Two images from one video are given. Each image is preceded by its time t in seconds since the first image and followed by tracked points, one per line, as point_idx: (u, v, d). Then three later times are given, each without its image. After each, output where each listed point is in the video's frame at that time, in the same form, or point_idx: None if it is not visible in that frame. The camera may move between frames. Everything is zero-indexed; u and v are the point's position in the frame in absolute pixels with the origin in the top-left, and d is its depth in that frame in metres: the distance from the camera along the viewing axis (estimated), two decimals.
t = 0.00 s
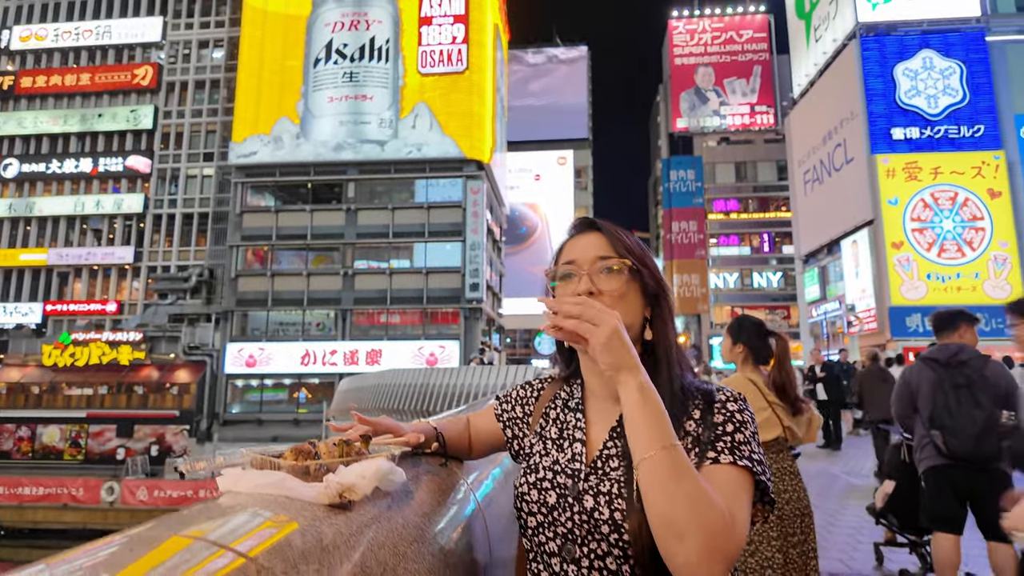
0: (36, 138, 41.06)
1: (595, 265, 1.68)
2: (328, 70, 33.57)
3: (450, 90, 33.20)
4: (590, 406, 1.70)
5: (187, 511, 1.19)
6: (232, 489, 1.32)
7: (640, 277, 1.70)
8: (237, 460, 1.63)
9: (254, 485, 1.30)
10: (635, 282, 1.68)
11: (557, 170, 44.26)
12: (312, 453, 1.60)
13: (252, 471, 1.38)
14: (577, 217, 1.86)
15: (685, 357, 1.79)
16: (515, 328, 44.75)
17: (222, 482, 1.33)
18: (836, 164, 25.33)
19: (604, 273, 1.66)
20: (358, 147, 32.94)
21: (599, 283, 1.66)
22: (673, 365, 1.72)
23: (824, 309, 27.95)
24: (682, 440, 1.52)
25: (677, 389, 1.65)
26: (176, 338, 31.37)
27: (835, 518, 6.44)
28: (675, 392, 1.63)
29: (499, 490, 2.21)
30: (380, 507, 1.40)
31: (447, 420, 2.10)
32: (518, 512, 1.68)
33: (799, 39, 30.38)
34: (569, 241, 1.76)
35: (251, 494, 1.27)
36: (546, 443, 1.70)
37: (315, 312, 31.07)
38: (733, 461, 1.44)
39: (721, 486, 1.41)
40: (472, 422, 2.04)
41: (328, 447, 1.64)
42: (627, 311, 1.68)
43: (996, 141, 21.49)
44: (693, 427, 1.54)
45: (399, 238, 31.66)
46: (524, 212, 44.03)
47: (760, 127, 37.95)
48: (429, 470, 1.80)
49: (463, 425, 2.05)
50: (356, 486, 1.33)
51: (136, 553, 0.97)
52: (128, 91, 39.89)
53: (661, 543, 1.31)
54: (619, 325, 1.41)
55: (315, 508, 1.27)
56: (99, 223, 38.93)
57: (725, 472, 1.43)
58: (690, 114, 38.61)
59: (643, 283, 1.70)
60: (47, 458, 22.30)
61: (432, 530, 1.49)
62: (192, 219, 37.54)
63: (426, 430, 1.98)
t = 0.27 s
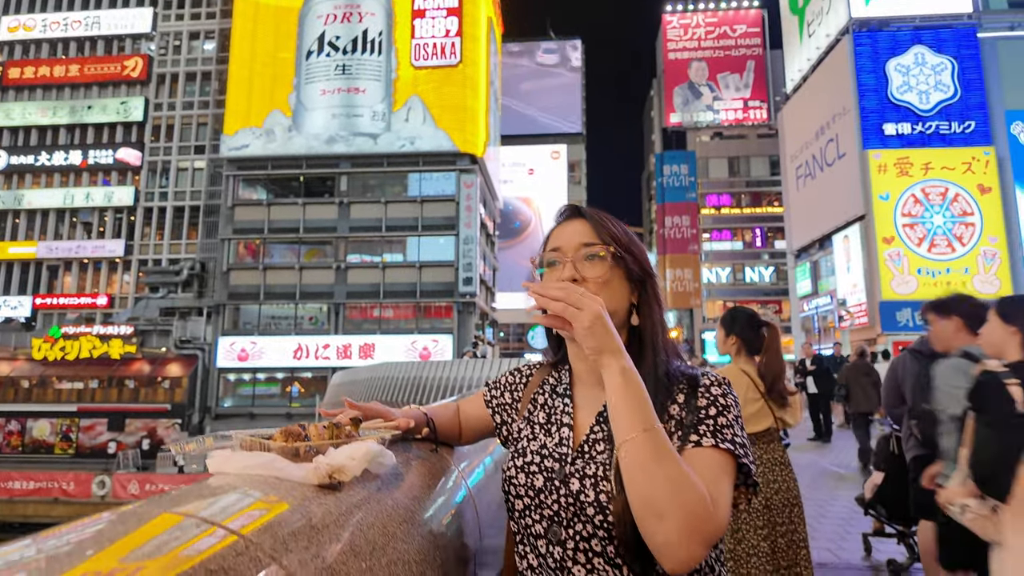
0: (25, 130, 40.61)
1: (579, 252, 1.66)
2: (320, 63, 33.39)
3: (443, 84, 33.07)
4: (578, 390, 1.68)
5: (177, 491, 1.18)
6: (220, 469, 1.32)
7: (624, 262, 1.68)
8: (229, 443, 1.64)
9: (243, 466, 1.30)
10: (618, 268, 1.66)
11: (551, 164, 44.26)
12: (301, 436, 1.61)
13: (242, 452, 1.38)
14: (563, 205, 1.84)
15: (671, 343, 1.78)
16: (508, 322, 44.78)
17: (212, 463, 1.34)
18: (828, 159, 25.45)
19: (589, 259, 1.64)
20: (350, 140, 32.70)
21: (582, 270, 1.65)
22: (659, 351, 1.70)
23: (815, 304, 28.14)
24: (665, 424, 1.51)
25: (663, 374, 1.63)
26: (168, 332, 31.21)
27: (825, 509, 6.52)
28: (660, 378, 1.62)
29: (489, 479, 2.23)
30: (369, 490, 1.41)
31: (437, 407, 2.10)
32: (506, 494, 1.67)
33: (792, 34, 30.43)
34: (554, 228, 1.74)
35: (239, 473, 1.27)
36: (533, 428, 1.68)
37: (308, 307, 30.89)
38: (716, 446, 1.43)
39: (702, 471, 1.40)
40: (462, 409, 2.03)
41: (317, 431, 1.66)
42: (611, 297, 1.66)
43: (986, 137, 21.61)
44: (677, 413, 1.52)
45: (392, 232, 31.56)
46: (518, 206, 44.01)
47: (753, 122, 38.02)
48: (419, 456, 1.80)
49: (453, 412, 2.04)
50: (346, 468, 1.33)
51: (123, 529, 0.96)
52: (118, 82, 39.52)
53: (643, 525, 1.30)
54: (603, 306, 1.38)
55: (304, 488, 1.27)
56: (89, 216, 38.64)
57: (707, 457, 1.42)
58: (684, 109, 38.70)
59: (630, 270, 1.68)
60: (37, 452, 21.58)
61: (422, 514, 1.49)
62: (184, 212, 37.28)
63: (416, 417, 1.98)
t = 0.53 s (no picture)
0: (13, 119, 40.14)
1: (563, 234, 1.63)
2: (313, 52, 33.16)
3: (436, 75, 32.89)
4: (567, 372, 1.65)
5: (168, 469, 1.18)
6: (210, 449, 1.32)
7: (608, 244, 1.65)
8: (219, 424, 1.64)
9: (234, 445, 1.30)
10: (602, 250, 1.63)
11: (544, 155, 44.22)
12: (292, 417, 1.64)
13: (232, 432, 1.38)
14: (550, 189, 1.80)
15: (660, 323, 1.75)
16: (502, 314, 44.85)
17: (202, 443, 1.33)
18: (821, 152, 25.52)
19: (569, 242, 1.62)
20: (342, 131, 32.56)
21: (565, 252, 1.61)
22: (648, 330, 1.67)
23: (807, 296, 28.30)
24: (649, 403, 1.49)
25: (649, 353, 1.61)
26: (159, 324, 31.08)
27: (814, 497, 6.61)
28: (646, 356, 1.59)
29: (480, 465, 2.23)
30: (360, 468, 1.40)
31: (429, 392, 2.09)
32: (494, 476, 1.65)
33: (786, 26, 30.40)
34: (542, 212, 1.71)
35: (230, 453, 1.28)
36: (521, 409, 1.66)
37: (301, 299, 30.88)
38: (701, 423, 1.40)
39: (687, 447, 1.38)
40: (452, 393, 2.02)
41: (308, 412, 1.67)
42: (597, 279, 1.64)
43: (977, 131, 21.70)
44: (663, 392, 1.50)
45: (385, 224, 31.53)
46: (512, 198, 43.95)
47: (747, 115, 37.96)
48: (410, 438, 1.79)
49: (444, 395, 2.03)
50: (337, 447, 1.33)
51: (113, 505, 0.96)
52: (106, 71, 39.20)
53: (629, 502, 1.28)
54: (585, 289, 1.37)
55: (295, 467, 1.27)
56: (79, 206, 38.34)
57: (691, 434, 1.39)
58: (678, 101, 38.80)
59: (614, 251, 1.65)
60: (28, 444, 22.00)
61: (410, 498, 1.47)
62: (175, 203, 36.97)
63: (407, 401, 1.97)
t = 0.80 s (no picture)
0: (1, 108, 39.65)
1: (555, 215, 1.61)
2: (306, 42, 32.95)
3: (431, 65, 32.74)
4: (559, 352, 1.64)
5: (161, 443, 1.18)
6: (202, 426, 1.32)
7: (598, 225, 1.63)
8: (212, 401, 1.66)
9: (226, 421, 1.31)
10: (593, 230, 1.62)
11: (539, 146, 44.14)
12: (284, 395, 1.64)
13: (224, 409, 1.39)
14: (542, 171, 1.78)
15: (650, 305, 1.74)
16: (497, 306, 44.82)
17: (194, 420, 1.33)
18: (815, 144, 25.55)
19: (560, 221, 1.60)
20: (336, 121, 32.36)
21: (556, 233, 1.59)
22: (639, 311, 1.66)
23: (799, 288, 28.43)
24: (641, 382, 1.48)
25: (639, 334, 1.60)
26: (152, 315, 30.85)
27: (804, 485, 6.68)
28: (636, 338, 1.58)
29: (473, 448, 2.23)
30: (352, 446, 1.40)
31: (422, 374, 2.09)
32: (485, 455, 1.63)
33: (781, 18, 30.38)
34: (534, 192, 1.69)
35: (222, 428, 1.29)
36: (513, 389, 1.65)
37: (294, 290, 30.78)
38: (690, 402, 1.40)
39: (675, 425, 1.37)
40: (447, 375, 2.01)
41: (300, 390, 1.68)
42: (587, 259, 1.63)
43: (970, 123, 21.60)
44: (654, 371, 1.49)
45: (379, 215, 31.48)
46: (506, 189, 43.88)
47: (741, 106, 37.99)
48: (403, 419, 1.79)
49: (437, 377, 2.03)
50: (329, 424, 1.34)
51: (103, 474, 0.96)
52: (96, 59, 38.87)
53: (617, 479, 1.28)
54: (575, 270, 1.35)
55: (287, 443, 1.28)
56: (69, 196, 37.96)
57: (680, 412, 1.38)
58: (673, 93, 38.83)
59: (605, 232, 1.64)
60: (20, 435, 21.21)
61: (405, 478, 1.46)
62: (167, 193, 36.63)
63: (400, 382, 1.96)
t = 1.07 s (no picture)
0: None
1: (551, 193, 1.60)
2: (300, 31, 32.70)
3: (426, 56, 32.58)
4: (552, 332, 1.63)
5: (153, 415, 1.17)
6: (194, 400, 1.32)
7: (594, 203, 1.62)
8: (206, 374, 1.67)
9: (217, 395, 1.31)
10: (589, 209, 1.60)
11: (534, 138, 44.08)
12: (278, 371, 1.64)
13: (216, 383, 1.39)
14: (540, 151, 1.77)
15: (646, 286, 1.73)
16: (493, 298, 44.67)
17: (186, 394, 1.33)
18: (811, 136, 25.57)
19: (557, 200, 1.59)
20: (330, 112, 32.02)
21: (553, 211, 1.58)
22: (634, 292, 1.65)
23: (794, 280, 28.52)
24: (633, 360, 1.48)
25: (633, 313, 1.59)
26: (146, 307, 30.69)
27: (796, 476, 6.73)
28: (631, 316, 1.58)
29: (470, 431, 2.22)
30: (345, 421, 1.40)
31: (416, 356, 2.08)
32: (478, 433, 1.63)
33: (778, 9, 30.32)
34: (532, 172, 1.68)
35: (214, 402, 1.30)
36: (507, 367, 1.64)
37: (290, 282, 30.68)
38: (683, 379, 1.39)
39: (666, 404, 1.37)
40: (441, 356, 1.99)
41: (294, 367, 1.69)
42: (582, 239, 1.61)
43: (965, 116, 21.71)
44: (648, 350, 1.49)
45: (374, 207, 31.39)
46: (502, 181, 43.80)
47: (738, 98, 37.92)
48: (398, 398, 1.79)
49: (432, 359, 2.02)
50: (323, 398, 1.34)
51: (93, 442, 0.95)
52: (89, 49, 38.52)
53: (608, 454, 1.28)
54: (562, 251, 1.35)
55: (280, 415, 1.28)
56: (62, 187, 37.59)
57: (673, 389, 1.38)
58: (669, 84, 38.67)
59: (601, 211, 1.62)
60: (12, 428, 19.33)
61: (400, 456, 1.46)
62: (161, 184, 36.30)
63: (395, 363, 1.95)
